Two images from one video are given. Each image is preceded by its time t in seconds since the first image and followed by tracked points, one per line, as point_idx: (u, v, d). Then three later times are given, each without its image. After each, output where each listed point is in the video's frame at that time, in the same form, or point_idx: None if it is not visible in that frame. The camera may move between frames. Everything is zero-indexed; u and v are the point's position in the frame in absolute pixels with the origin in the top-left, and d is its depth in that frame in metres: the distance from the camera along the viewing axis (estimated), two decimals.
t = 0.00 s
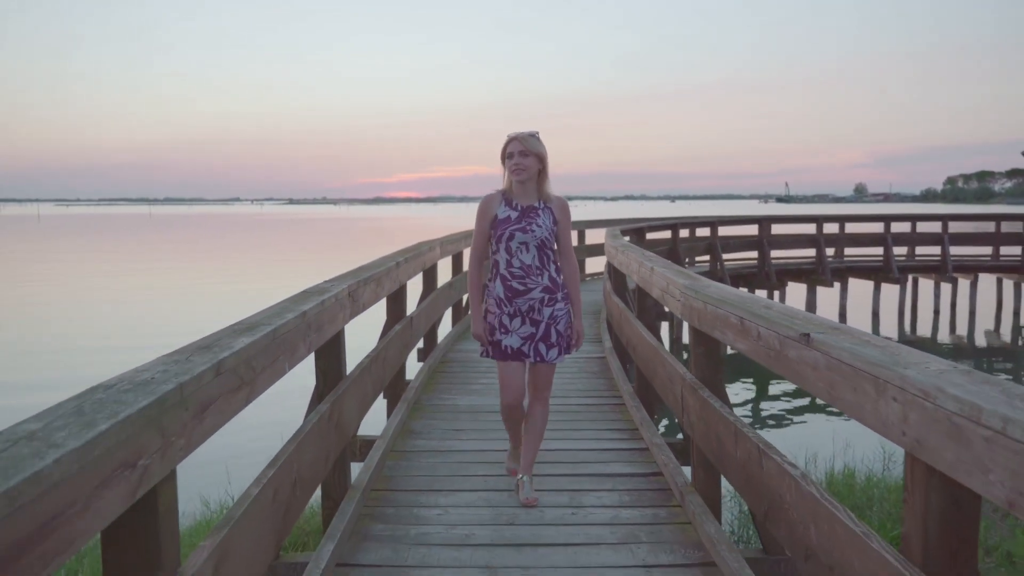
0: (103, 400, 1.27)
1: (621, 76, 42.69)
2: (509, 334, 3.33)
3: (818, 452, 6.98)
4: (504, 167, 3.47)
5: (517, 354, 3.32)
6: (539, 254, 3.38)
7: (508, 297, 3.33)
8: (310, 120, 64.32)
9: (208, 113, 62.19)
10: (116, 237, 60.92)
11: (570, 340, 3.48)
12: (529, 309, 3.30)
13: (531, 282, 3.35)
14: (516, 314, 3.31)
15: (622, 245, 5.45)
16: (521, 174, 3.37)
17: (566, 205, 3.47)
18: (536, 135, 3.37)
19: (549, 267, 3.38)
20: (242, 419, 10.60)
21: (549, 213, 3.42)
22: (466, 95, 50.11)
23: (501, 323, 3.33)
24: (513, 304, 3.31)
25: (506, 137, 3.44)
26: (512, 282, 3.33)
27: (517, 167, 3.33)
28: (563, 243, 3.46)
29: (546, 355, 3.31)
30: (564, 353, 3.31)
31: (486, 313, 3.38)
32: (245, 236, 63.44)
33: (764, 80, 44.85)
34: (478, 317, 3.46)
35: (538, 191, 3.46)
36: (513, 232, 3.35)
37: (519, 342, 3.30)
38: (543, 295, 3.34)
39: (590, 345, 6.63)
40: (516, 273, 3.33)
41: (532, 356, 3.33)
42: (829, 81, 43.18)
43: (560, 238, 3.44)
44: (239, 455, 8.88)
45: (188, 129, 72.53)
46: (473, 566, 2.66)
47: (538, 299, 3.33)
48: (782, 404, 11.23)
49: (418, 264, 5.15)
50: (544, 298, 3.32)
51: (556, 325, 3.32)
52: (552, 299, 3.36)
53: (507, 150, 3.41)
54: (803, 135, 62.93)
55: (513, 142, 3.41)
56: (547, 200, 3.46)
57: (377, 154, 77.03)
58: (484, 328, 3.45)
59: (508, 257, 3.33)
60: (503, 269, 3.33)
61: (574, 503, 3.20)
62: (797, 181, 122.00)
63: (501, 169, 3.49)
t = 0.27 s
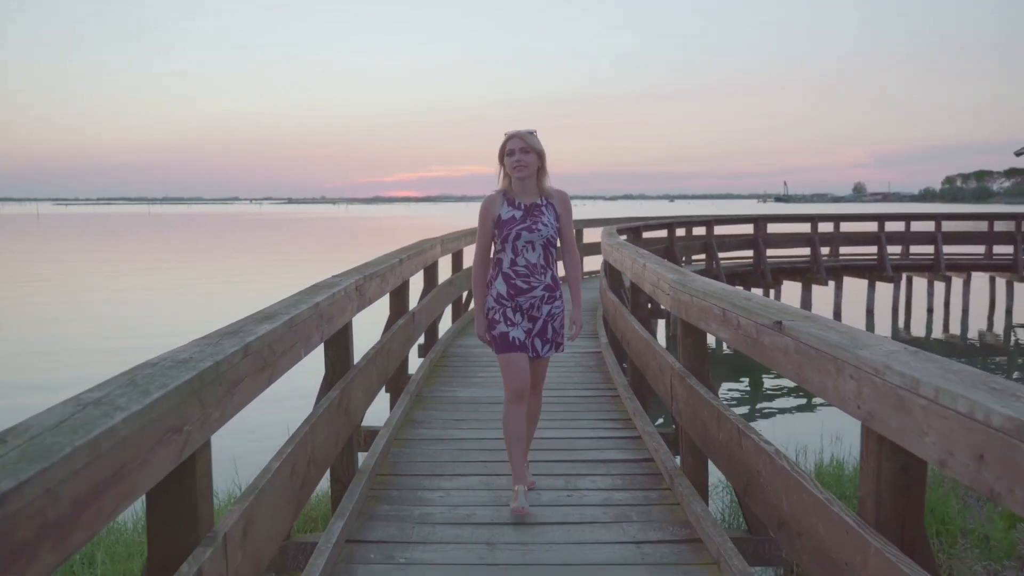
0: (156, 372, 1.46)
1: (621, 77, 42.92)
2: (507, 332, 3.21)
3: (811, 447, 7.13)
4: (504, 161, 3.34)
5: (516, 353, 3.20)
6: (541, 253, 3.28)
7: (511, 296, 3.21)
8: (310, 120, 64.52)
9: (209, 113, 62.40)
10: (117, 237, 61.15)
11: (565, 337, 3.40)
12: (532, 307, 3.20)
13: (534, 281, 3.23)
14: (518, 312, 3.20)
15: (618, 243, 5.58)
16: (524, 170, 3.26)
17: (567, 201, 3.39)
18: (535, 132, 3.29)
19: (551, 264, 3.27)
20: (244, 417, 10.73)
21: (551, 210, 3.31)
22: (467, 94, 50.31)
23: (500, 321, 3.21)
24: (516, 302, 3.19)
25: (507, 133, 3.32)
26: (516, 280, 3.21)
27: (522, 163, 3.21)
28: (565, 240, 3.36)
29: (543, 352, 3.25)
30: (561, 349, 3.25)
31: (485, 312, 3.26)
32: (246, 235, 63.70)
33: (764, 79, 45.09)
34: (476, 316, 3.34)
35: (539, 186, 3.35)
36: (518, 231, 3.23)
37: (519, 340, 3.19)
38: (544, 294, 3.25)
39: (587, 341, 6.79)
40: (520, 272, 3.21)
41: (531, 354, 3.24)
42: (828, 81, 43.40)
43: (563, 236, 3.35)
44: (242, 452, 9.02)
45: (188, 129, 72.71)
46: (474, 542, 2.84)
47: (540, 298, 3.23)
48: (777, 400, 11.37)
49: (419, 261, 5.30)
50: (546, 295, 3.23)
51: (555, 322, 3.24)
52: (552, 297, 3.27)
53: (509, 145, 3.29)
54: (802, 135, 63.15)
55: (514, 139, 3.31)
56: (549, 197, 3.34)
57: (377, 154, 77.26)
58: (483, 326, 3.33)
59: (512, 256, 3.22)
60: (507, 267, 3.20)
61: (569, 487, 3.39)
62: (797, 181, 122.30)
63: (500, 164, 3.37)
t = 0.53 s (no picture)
0: (191, 352, 1.64)
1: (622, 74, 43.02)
2: (508, 332, 3.25)
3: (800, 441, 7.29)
4: (502, 162, 3.38)
5: (516, 354, 3.23)
6: (542, 251, 3.32)
7: (508, 296, 3.25)
8: (311, 119, 64.63)
9: (209, 111, 62.46)
10: (117, 234, 61.16)
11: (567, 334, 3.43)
12: (531, 306, 3.24)
13: (534, 279, 3.27)
14: (517, 313, 3.23)
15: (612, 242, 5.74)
16: (522, 170, 3.30)
17: (568, 199, 3.40)
18: (532, 133, 3.34)
19: (551, 264, 3.31)
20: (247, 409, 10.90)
21: (550, 208, 3.33)
22: (467, 93, 50.43)
23: (500, 322, 3.25)
24: (514, 302, 3.23)
25: (505, 133, 3.35)
26: (515, 279, 3.26)
27: (519, 164, 3.25)
28: (566, 238, 3.39)
29: (544, 351, 3.28)
30: (562, 348, 3.28)
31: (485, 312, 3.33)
32: (246, 233, 63.66)
33: (764, 76, 45.19)
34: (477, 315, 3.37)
35: (538, 185, 3.37)
36: (518, 230, 3.26)
37: (519, 341, 3.22)
38: (543, 292, 3.28)
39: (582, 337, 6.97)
40: (519, 271, 3.26)
41: (531, 353, 3.28)
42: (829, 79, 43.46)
43: (563, 234, 3.37)
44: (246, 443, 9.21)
45: (188, 128, 72.76)
46: (474, 522, 3.01)
47: (539, 297, 3.26)
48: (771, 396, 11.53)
49: (420, 258, 5.50)
50: (545, 295, 3.26)
51: (554, 321, 3.27)
52: (551, 296, 3.30)
53: (509, 144, 3.33)
54: (801, 134, 63.31)
55: (513, 139, 3.35)
56: (548, 195, 3.37)
57: (377, 154, 77.39)
58: (485, 327, 3.37)
59: (512, 255, 3.26)
60: (507, 267, 3.25)
61: (564, 472, 3.57)
62: (796, 180, 122.57)
63: (499, 165, 3.40)
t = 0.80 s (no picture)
0: (218, 336, 1.82)
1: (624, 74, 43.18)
2: (505, 330, 3.35)
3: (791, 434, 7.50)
4: (501, 162, 3.47)
5: (513, 349, 3.32)
6: (539, 248, 3.39)
7: (506, 292, 3.33)
8: (311, 118, 64.71)
9: (209, 110, 62.52)
10: (117, 234, 61.24)
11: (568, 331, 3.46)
12: (528, 303, 3.29)
13: (530, 276, 3.34)
14: (514, 309, 3.30)
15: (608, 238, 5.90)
16: (520, 168, 3.38)
17: (565, 194, 3.47)
18: (532, 130, 3.42)
19: (548, 260, 3.38)
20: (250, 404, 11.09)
21: (547, 206, 3.42)
22: (467, 92, 50.55)
23: (498, 319, 3.35)
24: (512, 298, 3.30)
25: (504, 130, 3.43)
26: (511, 276, 3.34)
27: (518, 161, 3.33)
28: (565, 236, 3.47)
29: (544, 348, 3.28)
30: (561, 343, 3.28)
31: (484, 309, 3.40)
32: (246, 232, 63.84)
33: (764, 75, 45.33)
34: (475, 312, 3.44)
35: (536, 184, 3.45)
36: (515, 228, 3.35)
37: (516, 336, 3.30)
38: (539, 288, 3.34)
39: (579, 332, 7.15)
40: (516, 268, 3.34)
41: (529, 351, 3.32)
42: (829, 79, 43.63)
43: (561, 232, 3.46)
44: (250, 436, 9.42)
45: (188, 127, 72.77)
46: (473, 503, 3.18)
47: (536, 293, 3.32)
48: (767, 392, 11.73)
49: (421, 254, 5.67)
50: (542, 290, 3.32)
51: (553, 317, 3.31)
52: (549, 292, 3.35)
53: (507, 144, 3.41)
54: (801, 132, 63.47)
55: (512, 138, 3.43)
56: (545, 192, 3.46)
57: (377, 153, 77.47)
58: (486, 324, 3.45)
59: (509, 252, 3.34)
60: (504, 263, 3.34)
61: (560, 457, 3.75)
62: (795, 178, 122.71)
63: (498, 163, 3.48)
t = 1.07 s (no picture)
0: (240, 322, 1.97)
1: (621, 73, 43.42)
2: (504, 333, 3.31)
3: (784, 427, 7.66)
4: (495, 164, 3.40)
5: (510, 353, 3.30)
6: (531, 250, 3.32)
7: (500, 297, 3.29)
8: (310, 116, 64.88)
9: (208, 109, 62.62)
10: (117, 232, 61.43)
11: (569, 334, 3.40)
12: (524, 306, 3.25)
13: (524, 279, 3.29)
14: (510, 313, 3.26)
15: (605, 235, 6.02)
16: (512, 170, 3.30)
17: (560, 197, 3.37)
18: (527, 129, 3.32)
19: (542, 262, 3.31)
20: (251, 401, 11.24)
21: (540, 207, 3.34)
22: (466, 91, 50.75)
23: (495, 323, 3.31)
24: (507, 302, 3.26)
25: (502, 129, 3.35)
26: (505, 280, 3.30)
27: (508, 164, 3.25)
28: (559, 236, 3.38)
29: (541, 354, 3.22)
30: (557, 349, 3.22)
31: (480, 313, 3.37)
32: (246, 231, 64.06)
33: (762, 74, 45.59)
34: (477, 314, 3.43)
35: (530, 184, 3.37)
36: (504, 230, 3.29)
37: (513, 342, 3.26)
38: (535, 292, 3.28)
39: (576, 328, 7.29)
40: (508, 272, 3.29)
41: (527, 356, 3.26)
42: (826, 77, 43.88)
43: (555, 234, 3.37)
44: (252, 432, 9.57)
45: (187, 125, 72.83)
46: (473, 486, 3.34)
47: (531, 297, 3.26)
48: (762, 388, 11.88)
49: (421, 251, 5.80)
50: (536, 294, 3.26)
51: (550, 322, 3.24)
52: (546, 295, 3.28)
53: (499, 146, 3.33)
54: (798, 130, 63.73)
55: (506, 139, 3.35)
56: (539, 193, 3.37)
57: (376, 151, 77.62)
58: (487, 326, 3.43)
59: (500, 256, 3.30)
60: (496, 268, 3.30)
61: (556, 446, 3.90)
62: (794, 176, 123.01)
63: (496, 163, 3.41)
